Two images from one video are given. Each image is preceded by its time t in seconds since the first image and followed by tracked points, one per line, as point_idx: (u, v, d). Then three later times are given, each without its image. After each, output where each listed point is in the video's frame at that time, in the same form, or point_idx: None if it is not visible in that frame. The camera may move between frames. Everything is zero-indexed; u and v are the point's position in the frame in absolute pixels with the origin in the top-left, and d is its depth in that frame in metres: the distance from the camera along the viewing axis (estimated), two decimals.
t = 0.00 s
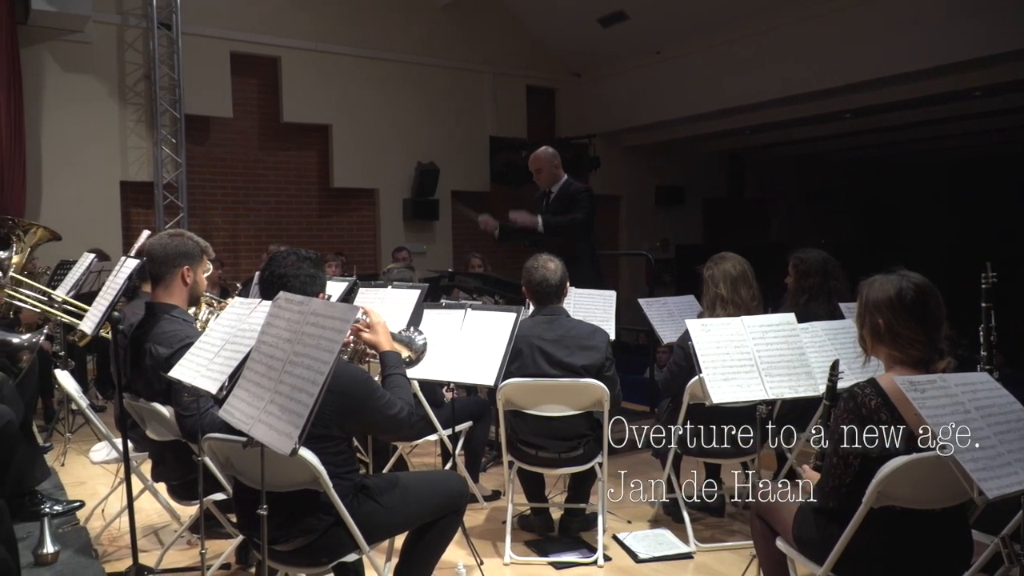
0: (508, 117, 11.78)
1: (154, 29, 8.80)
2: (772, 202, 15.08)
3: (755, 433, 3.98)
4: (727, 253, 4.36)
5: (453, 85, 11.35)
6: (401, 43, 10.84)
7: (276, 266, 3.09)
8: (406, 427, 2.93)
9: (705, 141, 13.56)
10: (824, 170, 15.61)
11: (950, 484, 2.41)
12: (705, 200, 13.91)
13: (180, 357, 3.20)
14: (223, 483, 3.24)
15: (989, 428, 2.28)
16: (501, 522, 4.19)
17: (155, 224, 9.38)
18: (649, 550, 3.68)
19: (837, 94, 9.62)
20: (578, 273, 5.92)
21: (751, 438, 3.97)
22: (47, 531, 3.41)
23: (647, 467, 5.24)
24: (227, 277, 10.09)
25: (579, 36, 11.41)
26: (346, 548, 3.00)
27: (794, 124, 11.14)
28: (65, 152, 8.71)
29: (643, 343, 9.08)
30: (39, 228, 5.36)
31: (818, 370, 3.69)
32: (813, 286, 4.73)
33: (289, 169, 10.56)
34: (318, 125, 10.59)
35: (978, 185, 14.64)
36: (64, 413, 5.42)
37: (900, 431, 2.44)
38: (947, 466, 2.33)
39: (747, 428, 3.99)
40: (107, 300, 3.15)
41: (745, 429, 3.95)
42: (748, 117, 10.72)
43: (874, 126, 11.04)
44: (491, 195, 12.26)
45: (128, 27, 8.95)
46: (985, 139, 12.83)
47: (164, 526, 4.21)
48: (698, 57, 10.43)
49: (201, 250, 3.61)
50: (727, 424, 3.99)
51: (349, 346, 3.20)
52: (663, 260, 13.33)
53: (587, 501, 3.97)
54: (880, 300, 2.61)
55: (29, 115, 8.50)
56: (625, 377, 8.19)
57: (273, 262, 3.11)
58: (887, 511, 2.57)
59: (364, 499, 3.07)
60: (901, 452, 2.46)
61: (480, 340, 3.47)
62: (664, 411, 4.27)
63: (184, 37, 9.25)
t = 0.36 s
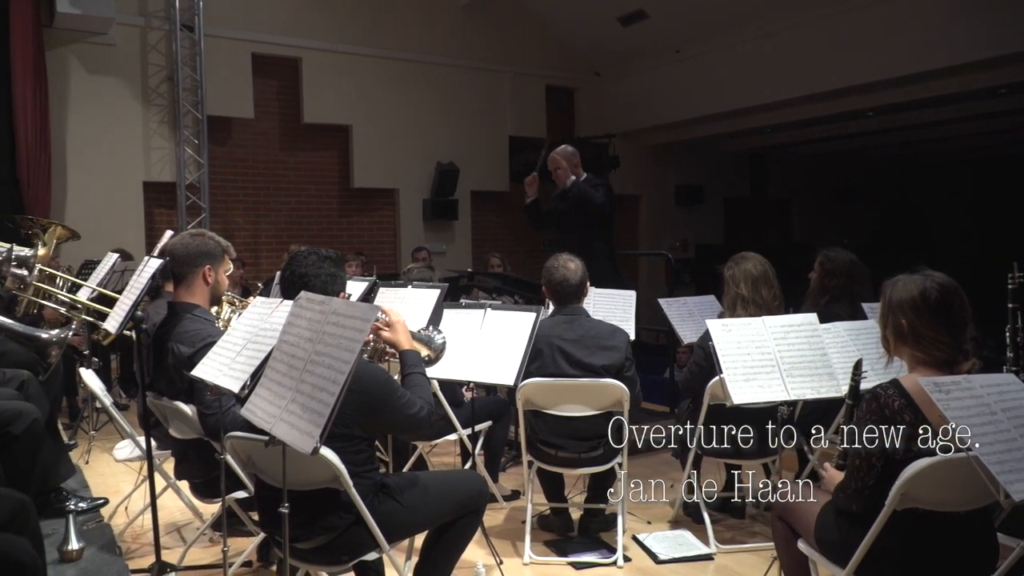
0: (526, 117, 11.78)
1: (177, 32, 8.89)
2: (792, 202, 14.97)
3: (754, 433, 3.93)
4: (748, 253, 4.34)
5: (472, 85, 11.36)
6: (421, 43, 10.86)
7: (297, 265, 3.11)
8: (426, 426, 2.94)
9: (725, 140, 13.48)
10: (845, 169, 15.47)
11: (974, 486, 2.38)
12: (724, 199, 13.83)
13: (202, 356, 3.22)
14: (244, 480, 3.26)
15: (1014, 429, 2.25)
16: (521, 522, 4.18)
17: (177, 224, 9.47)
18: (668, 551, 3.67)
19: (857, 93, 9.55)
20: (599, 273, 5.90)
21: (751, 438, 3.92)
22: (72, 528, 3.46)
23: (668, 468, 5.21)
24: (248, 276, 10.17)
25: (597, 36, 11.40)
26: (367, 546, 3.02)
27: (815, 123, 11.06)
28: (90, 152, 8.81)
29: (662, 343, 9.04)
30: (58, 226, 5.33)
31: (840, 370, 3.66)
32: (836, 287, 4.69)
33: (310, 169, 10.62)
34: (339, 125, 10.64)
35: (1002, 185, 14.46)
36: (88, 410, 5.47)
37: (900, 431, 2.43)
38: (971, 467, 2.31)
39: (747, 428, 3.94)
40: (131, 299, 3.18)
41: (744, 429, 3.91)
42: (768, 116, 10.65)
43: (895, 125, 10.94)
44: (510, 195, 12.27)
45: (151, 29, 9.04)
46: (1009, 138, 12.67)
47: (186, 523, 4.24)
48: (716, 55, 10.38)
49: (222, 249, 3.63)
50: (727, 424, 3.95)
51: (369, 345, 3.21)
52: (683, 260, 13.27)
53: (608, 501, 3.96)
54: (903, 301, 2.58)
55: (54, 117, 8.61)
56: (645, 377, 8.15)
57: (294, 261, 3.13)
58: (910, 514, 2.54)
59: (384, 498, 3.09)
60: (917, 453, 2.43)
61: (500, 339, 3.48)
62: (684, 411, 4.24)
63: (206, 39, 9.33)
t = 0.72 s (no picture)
0: (546, 117, 11.77)
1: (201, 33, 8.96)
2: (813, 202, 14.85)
3: (755, 433, 3.92)
4: (770, 253, 4.31)
5: (492, 85, 11.36)
6: (442, 44, 10.89)
7: (320, 265, 3.12)
8: (447, 425, 2.94)
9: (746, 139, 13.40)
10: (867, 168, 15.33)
11: (1002, 489, 2.35)
12: (745, 199, 13.75)
13: (225, 355, 3.24)
14: (267, 478, 3.28)
15: None
16: (541, 522, 4.18)
17: (201, 224, 9.55)
18: (690, 552, 3.65)
19: (879, 92, 9.47)
20: (621, 273, 5.88)
21: (751, 438, 3.93)
22: (98, 525, 3.49)
23: (689, 469, 5.19)
24: (271, 276, 10.25)
25: (617, 35, 11.37)
26: (388, 545, 3.03)
27: (836, 122, 10.98)
28: (115, 153, 8.91)
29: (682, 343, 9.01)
30: (83, 227, 5.41)
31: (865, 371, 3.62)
32: (860, 287, 4.65)
33: (331, 170, 10.67)
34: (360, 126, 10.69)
35: None
36: (113, 410, 5.53)
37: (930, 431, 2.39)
38: (1000, 469, 2.27)
39: (747, 429, 3.95)
40: (155, 299, 3.20)
41: (744, 429, 3.93)
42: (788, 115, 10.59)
43: (919, 124, 10.82)
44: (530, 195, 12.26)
45: (176, 31, 9.13)
46: None
47: (210, 521, 4.28)
48: (737, 54, 10.33)
49: (245, 249, 3.66)
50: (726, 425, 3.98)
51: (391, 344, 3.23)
52: (704, 260, 13.20)
53: (629, 501, 3.95)
54: (927, 302, 2.56)
55: (81, 118, 8.72)
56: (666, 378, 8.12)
57: (316, 261, 3.15)
58: (936, 517, 2.52)
59: (406, 497, 3.10)
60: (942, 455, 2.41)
61: (521, 339, 3.48)
62: (706, 412, 4.22)
63: (230, 41, 9.41)
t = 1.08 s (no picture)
0: (564, 117, 11.76)
1: (223, 35, 9.04)
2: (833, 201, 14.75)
3: (755, 433, 3.93)
4: (791, 253, 4.29)
5: (510, 85, 11.37)
6: (460, 44, 10.90)
7: (340, 265, 3.14)
8: (466, 424, 2.95)
9: (764, 139, 13.33)
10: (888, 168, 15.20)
11: None
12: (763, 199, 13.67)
13: (246, 354, 3.26)
14: (288, 477, 3.30)
15: None
16: (560, 522, 4.17)
17: (222, 225, 9.61)
18: (710, 554, 3.63)
19: (900, 90, 9.39)
20: (641, 273, 5.86)
21: (751, 438, 3.94)
22: (120, 523, 3.52)
23: (709, 469, 5.17)
24: (291, 276, 10.31)
25: (635, 34, 11.34)
26: (408, 545, 3.03)
27: (855, 121, 10.89)
28: (137, 154, 8.99)
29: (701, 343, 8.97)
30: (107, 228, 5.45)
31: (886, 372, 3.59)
32: (882, 287, 4.61)
33: (351, 170, 10.72)
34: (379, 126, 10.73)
35: None
36: (136, 408, 5.58)
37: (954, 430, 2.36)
38: None
39: (747, 429, 3.96)
40: (177, 298, 3.22)
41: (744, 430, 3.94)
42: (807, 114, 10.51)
43: (940, 123, 10.72)
44: (547, 195, 12.25)
45: (198, 32, 9.21)
46: None
47: (231, 519, 4.30)
48: (756, 53, 10.28)
49: (266, 249, 3.68)
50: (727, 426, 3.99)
51: (410, 344, 3.24)
52: (724, 260, 13.13)
53: (648, 502, 3.94)
54: (948, 302, 2.53)
55: (104, 119, 8.81)
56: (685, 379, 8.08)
57: (336, 261, 3.16)
58: (958, 519, 2.48)
59: (425, 496, 3.11)
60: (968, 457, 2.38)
61: (540, 340, 3.47)
62: (726, 412, 4.20)
63: (251, 42, 9.48)
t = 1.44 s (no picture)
0: (581, 117, 11.75)
1: (242, 36, 9.11)
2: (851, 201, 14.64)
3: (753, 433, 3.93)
4: (811, 253, 4.26)
5: (526, 85, 11.36)
6: (478, 44, 10.92)
7: (357, 265, 3.15)
8: (483, 423, 2.95)
9: (782, 138, 13.25)
10: (907, 167, 15.07)
11: None
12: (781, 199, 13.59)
13: (265, 353, 3.27)
14: (306, 477, 3.31)
15: None
16: (578, 522, 4.17)
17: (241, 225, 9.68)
18: (727, 555, 3.61)
19: (920, 89, 9.31)
20: (661, 273, 5.85)
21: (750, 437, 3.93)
22: (140, 521, 3.55)
23: (727, 470, 5.14)
24: (309, 276, 10.36)
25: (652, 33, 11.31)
26: (425, 544, 3.04)
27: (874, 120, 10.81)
28: (157, 155, 9.07)
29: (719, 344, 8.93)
30: (127, 229, 5.48)
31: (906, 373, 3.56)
32: (902, 287, 4.57)
33: (368, 170, 10.76)
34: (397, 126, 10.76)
35: None
36: (156, 407, 5.63)
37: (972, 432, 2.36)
38: None
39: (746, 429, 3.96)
40: (197, 298, 3.25)
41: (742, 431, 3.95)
42: (825, 114, 10.45)
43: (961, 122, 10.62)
44: (564, 195, 12.25)
45: (217, 34, 9.28)
46: None
47: (249, 517, 4.33)
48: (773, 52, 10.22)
49: (284, 249, 3.70)
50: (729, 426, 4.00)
51: (428, 345, 3.26)
52: (741, 260, 13.06)
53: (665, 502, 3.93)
54: (968, 303, 2.50)
55: (124, 120, 8.89)
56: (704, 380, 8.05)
57: (354, 261, 3.17)
58: (980, 522, 2.46)
59: (442, 495, 3.11)
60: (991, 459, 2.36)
61: (557, 340, 3.47)
62: (743, 413, 4.18)
63: (271, 43, 9.54)
